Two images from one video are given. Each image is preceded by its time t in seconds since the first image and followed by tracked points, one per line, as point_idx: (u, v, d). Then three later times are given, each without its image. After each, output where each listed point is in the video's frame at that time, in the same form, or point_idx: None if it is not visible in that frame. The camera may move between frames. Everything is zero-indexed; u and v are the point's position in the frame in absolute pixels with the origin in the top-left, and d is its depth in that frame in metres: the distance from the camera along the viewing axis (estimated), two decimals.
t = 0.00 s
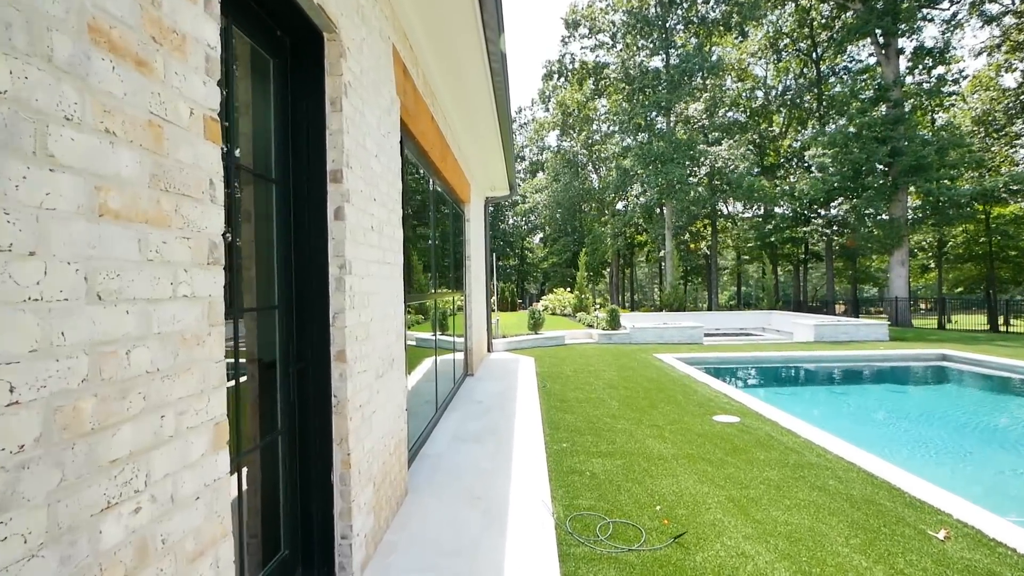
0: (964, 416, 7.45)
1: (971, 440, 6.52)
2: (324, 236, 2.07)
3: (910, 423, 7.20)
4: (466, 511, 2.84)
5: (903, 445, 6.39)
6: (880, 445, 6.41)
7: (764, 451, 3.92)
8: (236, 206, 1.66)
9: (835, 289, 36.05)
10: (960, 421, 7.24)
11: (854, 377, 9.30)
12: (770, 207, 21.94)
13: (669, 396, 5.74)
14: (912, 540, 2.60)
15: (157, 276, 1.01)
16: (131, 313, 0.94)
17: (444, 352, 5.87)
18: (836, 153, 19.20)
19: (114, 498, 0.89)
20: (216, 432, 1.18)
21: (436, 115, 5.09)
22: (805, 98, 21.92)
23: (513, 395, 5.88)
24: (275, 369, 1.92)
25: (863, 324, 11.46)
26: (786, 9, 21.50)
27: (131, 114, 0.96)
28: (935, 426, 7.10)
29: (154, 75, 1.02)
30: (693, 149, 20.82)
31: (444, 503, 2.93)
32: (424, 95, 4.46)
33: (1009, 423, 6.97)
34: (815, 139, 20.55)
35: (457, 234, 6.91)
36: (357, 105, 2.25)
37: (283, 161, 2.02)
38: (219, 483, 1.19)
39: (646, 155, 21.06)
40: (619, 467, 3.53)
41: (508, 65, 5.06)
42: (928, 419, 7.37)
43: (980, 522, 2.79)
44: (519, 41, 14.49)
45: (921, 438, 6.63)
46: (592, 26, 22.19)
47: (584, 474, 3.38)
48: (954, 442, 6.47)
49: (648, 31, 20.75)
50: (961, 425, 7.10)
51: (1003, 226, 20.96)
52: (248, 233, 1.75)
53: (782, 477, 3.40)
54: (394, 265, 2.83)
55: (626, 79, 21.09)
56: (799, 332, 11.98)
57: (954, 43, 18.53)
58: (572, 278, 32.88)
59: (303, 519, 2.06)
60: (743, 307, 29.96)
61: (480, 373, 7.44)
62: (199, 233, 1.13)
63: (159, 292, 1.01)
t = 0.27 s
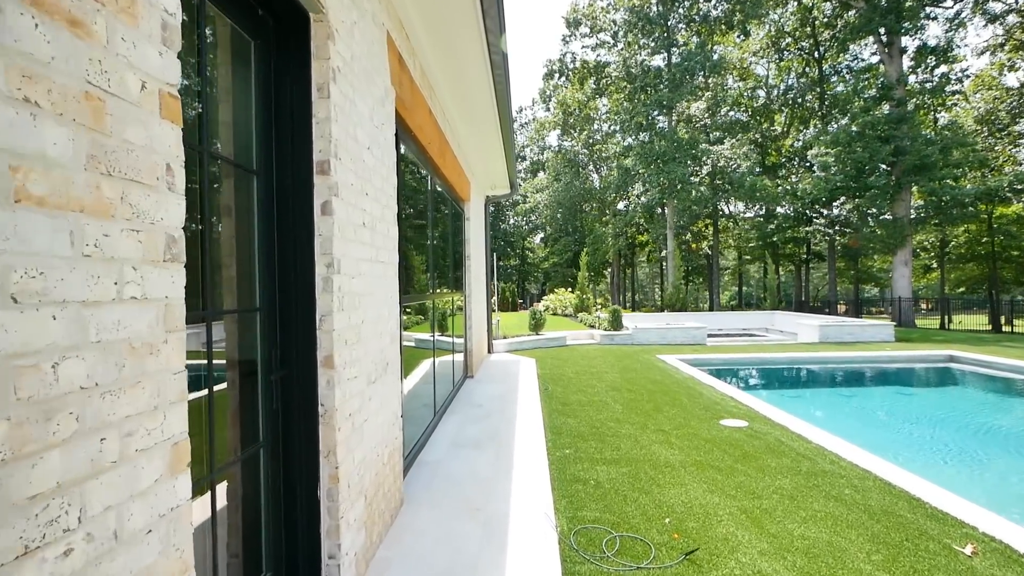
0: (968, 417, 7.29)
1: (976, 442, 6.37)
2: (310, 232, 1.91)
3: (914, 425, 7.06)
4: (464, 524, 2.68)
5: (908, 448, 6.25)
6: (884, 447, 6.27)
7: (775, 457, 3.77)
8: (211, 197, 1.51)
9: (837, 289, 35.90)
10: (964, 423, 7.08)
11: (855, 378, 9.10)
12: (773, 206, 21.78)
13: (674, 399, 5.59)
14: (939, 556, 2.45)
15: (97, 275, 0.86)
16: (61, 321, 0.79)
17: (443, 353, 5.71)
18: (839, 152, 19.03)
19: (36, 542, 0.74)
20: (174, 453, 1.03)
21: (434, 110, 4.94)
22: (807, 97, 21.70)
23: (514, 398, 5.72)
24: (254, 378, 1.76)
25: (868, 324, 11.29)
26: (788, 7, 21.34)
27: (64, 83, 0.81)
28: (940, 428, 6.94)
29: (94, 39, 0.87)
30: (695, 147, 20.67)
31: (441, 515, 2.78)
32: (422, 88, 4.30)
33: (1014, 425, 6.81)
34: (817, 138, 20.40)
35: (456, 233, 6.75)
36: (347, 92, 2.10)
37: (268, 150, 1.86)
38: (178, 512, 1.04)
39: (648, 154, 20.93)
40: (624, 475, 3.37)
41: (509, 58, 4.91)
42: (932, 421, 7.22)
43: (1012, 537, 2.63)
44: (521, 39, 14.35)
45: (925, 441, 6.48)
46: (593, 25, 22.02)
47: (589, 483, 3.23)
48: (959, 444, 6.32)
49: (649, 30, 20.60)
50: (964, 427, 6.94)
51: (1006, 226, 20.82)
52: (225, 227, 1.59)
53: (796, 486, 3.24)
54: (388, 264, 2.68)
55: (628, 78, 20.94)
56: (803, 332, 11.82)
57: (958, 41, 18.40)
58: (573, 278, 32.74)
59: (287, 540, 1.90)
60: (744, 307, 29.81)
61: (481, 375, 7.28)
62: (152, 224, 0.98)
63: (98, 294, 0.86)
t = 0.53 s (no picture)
0: (974, 419, 7.11)
1: (982, 444, 6.20)
2: (289, 226, 1.76)
3: (918, 426, 6.90)
4: (460, 538, 2.53)
5: (913, 450, 6.09)
6: (889, 449, 6.12)
7: (785, 464, 3.61)
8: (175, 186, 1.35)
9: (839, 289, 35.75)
10: (970, 426, 6.90)
11: (856, 380, 8.92)
12: (774, 206, 21.61)
13: (678, 402, 5.43)
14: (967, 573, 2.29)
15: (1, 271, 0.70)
16: None
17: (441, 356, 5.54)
18: (841, 151, 18.88)
19: None
20: (111, 481, 0.88)
21: (431, 104, 4.76)
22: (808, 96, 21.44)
23: (513, 401, 5.56)
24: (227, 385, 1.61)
25: (873, 324, 11.13)
26: (790, 6, 21.18)
27: None
28: (944, 429, 6.78)
29: None
30: (696, 146, 20.54)
31: (435, 529, 2.62)
32: (418, 81, 4.14)
33: (1018, 426, 6.68)
34: (819, 137, 20.25)
35: (455, 231, 6.60)
36: (332, 76, 1.95)
37: (244, 137, 1.70)
38: (115, 548, 0.89)
39: (649, 153, 20.79)
40: (628, 483, 3.22)
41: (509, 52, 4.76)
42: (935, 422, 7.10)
43: None
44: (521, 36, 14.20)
45: (930, 443, 6.32)
46: (593, 24, 21.85)
47: (592, 493, 3.07)
48: (965, 447, 6.16)
49: (650, 28, 20.44)
50: (969, 430, 6.76)
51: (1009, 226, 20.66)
52: (192, 220, 1.44)
53: (809, 496, 3.09)
54: (379, 263, 2.53)
55: (628, 76, 20.78)
56: (807, 333, 11.66)
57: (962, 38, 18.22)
58: (573, 278, 32.60)
59: (266, 561, 1.75)
60: (745, 307, 29.67)
61: (480, 377, 7.13)
62: (77, 211, 0.83)
63: None
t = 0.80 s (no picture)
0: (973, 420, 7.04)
1: (986, 445, 6.09)
2: (267, 221, 1.62)
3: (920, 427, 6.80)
4: (454, 554, 2.38)
5: (918, 451, 5.96)
6: (892, 450, 6.00)
7: (795, 471, 3.48)
8: (132, 177, 1.21)
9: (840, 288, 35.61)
10: (974, 427, 6.75)
11: (858, 382, 8.79)
12: (775, 205, 21.48)
13: (681, 405, 5.30)
14: None
15: None
16: None
17: (437, 359, 5.38)
18: (843, 150, 18.77)
19: None
20: (28, 520, 0.75)
21: (426, 99, 4.61)
22: (810, 97, 21.74)
23: (512, 405, 5.42)
24: (197, 396, 1.47)
25: (877, 325, 10.99)
26: (790, 5, 21.06)
27: None
28: (950, 431, 6.62)
29: None
30: (697, 145, 20.40)
31: (428, 544, 2.48)
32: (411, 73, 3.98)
33: (1017, 426, 6.61)
34: (820, 137, 20.14)
35: (452, 231, 6.47)
36: (315, 61, 1.81)
37: (217, 125, 1.56)
38: None
39: (650, 152, 20.67)
40: (632, 493, 3.08)
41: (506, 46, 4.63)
42: (934, 421, 7.03)
43: None
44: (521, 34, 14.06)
45: (934, 445, 6.18)
46: (593, 23, 21.70)
47: (594, 504, 2.92)
48: (967, 448, 6.05)
49: (650, 27, 20.30)
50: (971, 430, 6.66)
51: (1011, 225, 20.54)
52: (155, 215, 1.31)
53: (822, 507, 2.95)
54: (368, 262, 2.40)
55: (629, 75, 20.63)
56: (810, 334, 11.51)
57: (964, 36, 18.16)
58: (574, 278, 32.47)
59: None
60: (746, 307, 29.55)
61: (478, 379, 6.99)
62: None
63: None
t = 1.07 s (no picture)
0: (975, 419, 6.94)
1: (988, 446, 6.00)
2: (239, 214, 1.46)
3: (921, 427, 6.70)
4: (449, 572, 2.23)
5: (926, 453, 5.79)
6: (899, 452, 5.84)
7: (807, 480, 3.33)
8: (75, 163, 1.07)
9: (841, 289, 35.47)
10: (982, 429, 6.57)
11: (860, 384, 8.64)
12: (777, 205, 21.33)
13: (685, 409, 5.15)
14: None
15: None
16: None
17: (434, 360, 5.20)
18: (845, 149, 18.61)
19: None
20: None
21: (422, 91, 4.44)
22: (810, 97, 21.71)
23: (511, 409, 5.25)
24: (158, 408, 1.32)
25: (882, 326, 10.83)
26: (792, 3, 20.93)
27: None
28: (958, 433, 6.44)
29: None
30: (699, 144, 20.22)
31: (422, 561, 2.33)
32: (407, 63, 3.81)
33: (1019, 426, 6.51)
34: (822, 136, 20.00)
35: (451, 230, 6.31)
36: (295, 41, 1.66)
37: (183, 107, 1.41)
38: None
39: (650, 151, 20.52)
40: (637, 504, 2.93)
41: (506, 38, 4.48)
42: (936, 421, 6.93)
43: None
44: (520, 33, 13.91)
45: (942, 446, 6.01)
46: (593, 22, 21.54)
47: (598, 517, 2.77)
48: (969, 448, 5.96)
49: (651, 25, 20.14)
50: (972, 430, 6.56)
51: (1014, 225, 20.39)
52: (105, 205, 1.16)
53: (838, 520, 2.79)
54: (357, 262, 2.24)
55: (630, 74, 20.47)
56: (813, 335, 11.34)
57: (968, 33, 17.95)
58: (574, 278, 32.32)
59: None
60: (747, 307, 29.39)
61: (476, 382, 6.81)
62: None
63: None
